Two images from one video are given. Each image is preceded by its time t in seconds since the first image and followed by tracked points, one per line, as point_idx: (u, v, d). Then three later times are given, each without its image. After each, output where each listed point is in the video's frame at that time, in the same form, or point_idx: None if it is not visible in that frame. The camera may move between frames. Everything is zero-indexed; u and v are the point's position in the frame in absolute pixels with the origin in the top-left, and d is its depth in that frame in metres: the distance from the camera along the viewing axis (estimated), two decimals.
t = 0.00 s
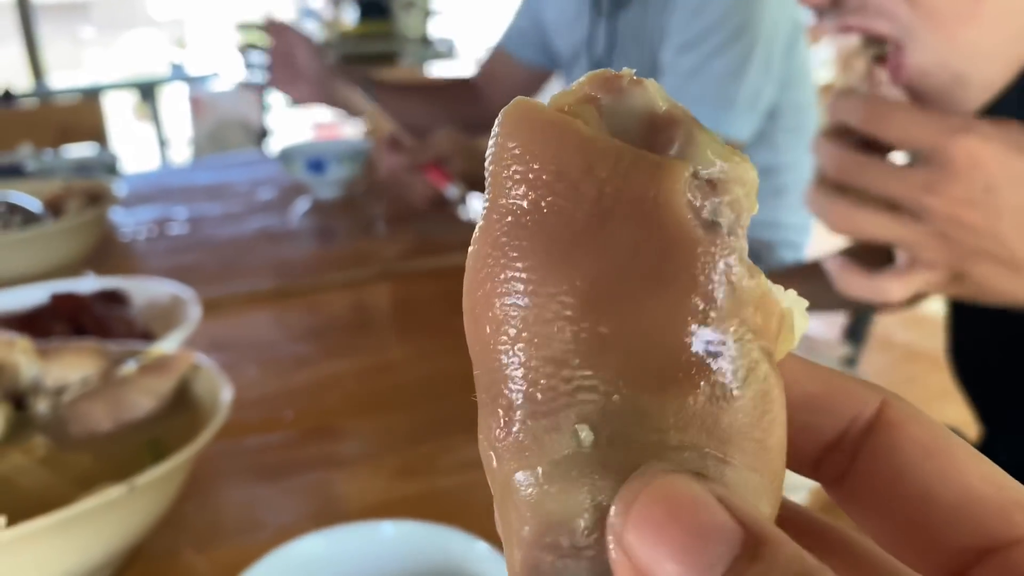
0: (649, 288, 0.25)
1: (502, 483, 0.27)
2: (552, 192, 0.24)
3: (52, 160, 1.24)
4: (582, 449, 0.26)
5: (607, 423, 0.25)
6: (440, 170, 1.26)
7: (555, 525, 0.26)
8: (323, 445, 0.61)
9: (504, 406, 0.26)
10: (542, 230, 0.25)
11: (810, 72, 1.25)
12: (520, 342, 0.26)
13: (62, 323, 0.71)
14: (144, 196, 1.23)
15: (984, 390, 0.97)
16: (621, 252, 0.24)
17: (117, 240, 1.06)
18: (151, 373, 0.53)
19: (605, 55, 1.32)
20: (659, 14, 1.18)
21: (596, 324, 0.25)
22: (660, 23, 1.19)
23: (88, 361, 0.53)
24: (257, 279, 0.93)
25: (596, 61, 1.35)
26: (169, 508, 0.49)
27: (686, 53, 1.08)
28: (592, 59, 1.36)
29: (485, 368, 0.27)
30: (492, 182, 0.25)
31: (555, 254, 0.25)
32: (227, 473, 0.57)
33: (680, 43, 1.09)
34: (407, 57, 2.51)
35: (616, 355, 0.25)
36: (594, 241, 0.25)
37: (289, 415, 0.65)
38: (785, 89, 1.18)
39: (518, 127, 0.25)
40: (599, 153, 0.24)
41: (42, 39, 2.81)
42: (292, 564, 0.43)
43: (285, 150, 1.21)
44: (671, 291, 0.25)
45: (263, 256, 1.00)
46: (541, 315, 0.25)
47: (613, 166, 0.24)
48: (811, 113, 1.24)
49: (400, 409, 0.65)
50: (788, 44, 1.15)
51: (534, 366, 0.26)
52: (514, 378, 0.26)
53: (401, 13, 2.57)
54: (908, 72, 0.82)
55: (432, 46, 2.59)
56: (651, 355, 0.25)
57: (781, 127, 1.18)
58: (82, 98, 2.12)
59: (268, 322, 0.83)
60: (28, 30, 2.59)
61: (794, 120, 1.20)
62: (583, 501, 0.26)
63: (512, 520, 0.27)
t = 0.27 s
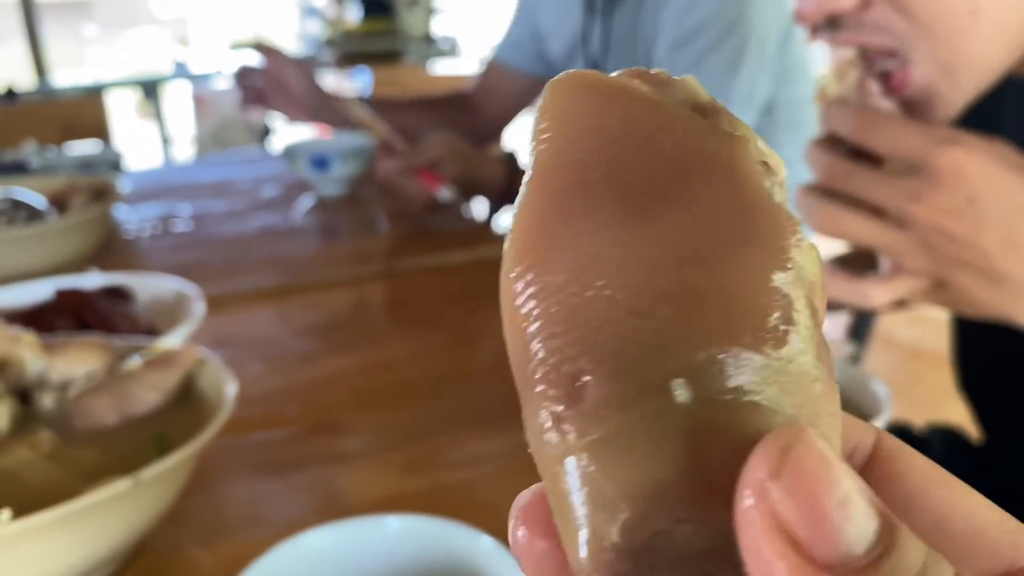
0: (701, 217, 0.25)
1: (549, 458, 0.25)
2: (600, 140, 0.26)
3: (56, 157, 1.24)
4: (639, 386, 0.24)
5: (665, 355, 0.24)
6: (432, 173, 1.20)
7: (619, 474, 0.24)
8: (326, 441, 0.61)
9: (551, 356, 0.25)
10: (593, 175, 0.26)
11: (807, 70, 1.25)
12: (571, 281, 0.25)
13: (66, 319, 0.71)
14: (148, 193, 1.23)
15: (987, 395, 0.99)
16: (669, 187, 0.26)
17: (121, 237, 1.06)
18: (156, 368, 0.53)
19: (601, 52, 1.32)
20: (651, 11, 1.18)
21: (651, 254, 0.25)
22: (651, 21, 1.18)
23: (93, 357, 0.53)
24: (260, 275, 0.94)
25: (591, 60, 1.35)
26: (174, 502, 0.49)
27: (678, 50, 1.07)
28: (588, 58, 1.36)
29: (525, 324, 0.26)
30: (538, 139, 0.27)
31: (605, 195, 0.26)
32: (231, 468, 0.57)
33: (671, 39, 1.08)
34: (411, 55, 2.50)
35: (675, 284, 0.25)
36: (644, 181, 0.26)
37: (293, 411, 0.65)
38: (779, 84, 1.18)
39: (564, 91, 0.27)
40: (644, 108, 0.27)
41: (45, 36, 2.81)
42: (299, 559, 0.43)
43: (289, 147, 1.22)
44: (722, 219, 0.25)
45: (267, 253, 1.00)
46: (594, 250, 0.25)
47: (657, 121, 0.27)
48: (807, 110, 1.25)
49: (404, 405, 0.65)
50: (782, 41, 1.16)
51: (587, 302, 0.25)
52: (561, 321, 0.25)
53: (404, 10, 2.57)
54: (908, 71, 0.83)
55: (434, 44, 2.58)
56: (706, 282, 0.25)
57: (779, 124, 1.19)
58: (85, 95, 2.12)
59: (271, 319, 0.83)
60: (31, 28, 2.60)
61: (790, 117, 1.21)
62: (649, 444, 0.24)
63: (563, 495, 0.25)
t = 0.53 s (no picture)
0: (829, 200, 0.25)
1: (649, 442, 0.23)
2: (730, 102, 0.25)
3: (59, 155, 1.24)
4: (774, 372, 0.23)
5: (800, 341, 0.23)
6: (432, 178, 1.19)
7: (752, 462, 0.22)
8: (333, 440, 0.60)
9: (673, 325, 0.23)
10: (720, 134, 0.24)
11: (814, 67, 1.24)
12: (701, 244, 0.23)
13: (71, 316, 0.71)
14: (153, 191, 1.23)
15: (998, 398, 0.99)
16: (796, 165, 0.25)
17: (125, 234, 1.06)
18: (163, 366, 0.52)
19: (599, 52, 1.32)
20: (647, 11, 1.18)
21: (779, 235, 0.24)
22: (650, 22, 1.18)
23: (98, 354, 0.53)
24: (264, 273, 0.93)
25: (592, 60, 1.35)
26: (179, 501, 0.49)
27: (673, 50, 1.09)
28: (589, 58, 1.35)
29: (645, 285, 0.23)
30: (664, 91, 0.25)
31: (734, 162, 0.24)
32: (236, 467, 0.57)
33: (667, 40, 1.10)
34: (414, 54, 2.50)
35: (810, 266, 0.24)
36: (773, 155, 0.25)
37: (299, 408, 0.65)
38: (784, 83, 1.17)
39: (690, 47, 0.26)
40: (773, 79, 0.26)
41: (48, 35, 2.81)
42: (306, 557, 0.43)
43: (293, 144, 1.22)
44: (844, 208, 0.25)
45: (271, 251, 1.00)
46: (726, 214, 0.24)
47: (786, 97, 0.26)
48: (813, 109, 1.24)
49: (410, 404, 0.65)
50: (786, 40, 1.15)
51: (718, 270, 0.23)
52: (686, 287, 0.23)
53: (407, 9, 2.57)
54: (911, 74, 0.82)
55: (437, 43, 2.58)
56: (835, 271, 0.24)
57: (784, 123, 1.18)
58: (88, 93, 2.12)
59: (275, 317, 0.83)
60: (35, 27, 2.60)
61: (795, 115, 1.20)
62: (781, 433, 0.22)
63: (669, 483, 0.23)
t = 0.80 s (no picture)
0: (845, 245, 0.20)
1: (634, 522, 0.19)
2: (733, 125, 0.20)
3: (61, 153, 1.24)
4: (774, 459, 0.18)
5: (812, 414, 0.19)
6: (433, 174, 1.19)
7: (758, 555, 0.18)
8: (334, 438, 0.60)
9: (666, 386, 0.18)
10: (721, 162, 0.20)
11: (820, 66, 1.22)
12: (696, 298, 0.19)
13: (72, 314, 0.71)
14: (154, 189, 1.23)
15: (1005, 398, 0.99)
16: (807, 201, 0.20)
17: (126, 233, 1.06)
18: (163, 364, 0.52)
19: (600, 51, 1.31)
20: (647, 10, 1.18)
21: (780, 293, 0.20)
22: (648, 20, 1.18)
23: (99, 351, 0.53)
24: (264, 272, 0.93)
25: (593, 58, 1.35)
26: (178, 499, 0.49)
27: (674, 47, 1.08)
28: (591, 57, 1.35)
29: (638, 336, 0.19)
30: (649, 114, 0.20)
31: (741, 188, 0.20)
32: (237, 464, 0.57)
33: (666, 38, 1.09)
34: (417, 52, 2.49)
35: (831, 320, 0.20)
36: (780, 190, 0.20)
37: (300, 406, 0.65)
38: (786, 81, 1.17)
39: (691, 57, 0.21)
40: (778, 101, 0.21)
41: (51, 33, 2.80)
42: (304, 557, 0.43)
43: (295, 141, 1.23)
44: (855, 251, 0.21)
45: (272, 249, 1.00)
46: (728, 256, 0.19)
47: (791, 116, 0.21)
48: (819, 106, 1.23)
49: (411, 403, 0.65)
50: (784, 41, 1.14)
51: (721, 326, 0.19)
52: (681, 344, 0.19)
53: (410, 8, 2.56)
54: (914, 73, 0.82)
55: (440, 41, 2.57)
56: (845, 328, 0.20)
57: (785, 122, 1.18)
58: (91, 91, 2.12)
59: (275, 316, 0.82)
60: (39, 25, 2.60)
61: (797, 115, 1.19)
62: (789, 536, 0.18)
63: None
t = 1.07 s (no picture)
0: (756, 226, 0.22)
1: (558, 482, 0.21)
2: (646, 112, 0.22)
3: (62, 154, 1.24)
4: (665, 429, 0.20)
5: (713, 384, 0.21)
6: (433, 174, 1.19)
7: (668, 512, 0.20)
8: (335, 440, 0.60)
9: (577, 367, 0.20)
10: (630, 152, 0.21)
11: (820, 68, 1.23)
12: (598, 285, 0.21)
13: (74, 315, 0.71)
14: (155, 190, 1.23)
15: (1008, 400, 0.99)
16: (722, 185, 0.22)
17: (127, 234, 1.06)
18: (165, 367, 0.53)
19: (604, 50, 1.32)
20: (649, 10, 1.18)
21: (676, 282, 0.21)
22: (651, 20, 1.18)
23: (101, 354, 0.53)
24: (266, 273, 0.93)
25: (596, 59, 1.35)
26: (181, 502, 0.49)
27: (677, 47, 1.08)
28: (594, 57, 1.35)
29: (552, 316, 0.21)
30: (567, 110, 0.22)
31: (652, 175, 0.21)
32: (239, 466, 0.57)
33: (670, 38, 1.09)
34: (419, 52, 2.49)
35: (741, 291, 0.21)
36: (692, 176, 0.22)
37: (301, 408, 0.65)
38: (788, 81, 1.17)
39: (614, 46, 0.23)
40: (697, 81, 0.23)
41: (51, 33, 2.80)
42: (310, 561, 0.43)
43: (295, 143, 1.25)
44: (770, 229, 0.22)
45: (274, 251, 1.00)
46: (636, 241, 0.21)
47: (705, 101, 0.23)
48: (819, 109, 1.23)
49: (412, 404, 0.65)
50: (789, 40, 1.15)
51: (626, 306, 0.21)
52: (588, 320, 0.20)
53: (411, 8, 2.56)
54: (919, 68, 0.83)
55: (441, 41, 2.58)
56: (762, 307, 0.22)
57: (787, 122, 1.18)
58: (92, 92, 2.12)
59: (278, 318, 0.82)
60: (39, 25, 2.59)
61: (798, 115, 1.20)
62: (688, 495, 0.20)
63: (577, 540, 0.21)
